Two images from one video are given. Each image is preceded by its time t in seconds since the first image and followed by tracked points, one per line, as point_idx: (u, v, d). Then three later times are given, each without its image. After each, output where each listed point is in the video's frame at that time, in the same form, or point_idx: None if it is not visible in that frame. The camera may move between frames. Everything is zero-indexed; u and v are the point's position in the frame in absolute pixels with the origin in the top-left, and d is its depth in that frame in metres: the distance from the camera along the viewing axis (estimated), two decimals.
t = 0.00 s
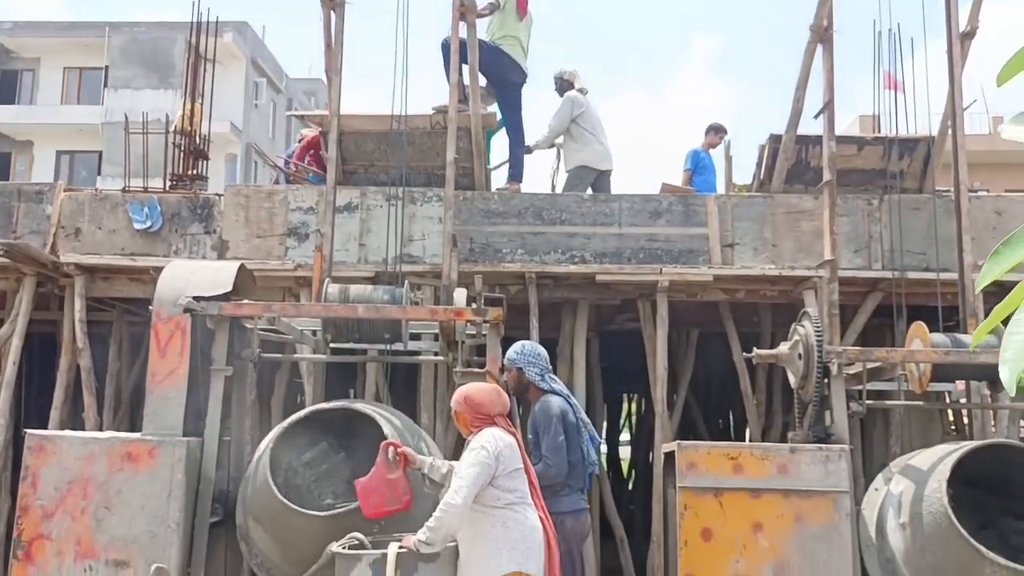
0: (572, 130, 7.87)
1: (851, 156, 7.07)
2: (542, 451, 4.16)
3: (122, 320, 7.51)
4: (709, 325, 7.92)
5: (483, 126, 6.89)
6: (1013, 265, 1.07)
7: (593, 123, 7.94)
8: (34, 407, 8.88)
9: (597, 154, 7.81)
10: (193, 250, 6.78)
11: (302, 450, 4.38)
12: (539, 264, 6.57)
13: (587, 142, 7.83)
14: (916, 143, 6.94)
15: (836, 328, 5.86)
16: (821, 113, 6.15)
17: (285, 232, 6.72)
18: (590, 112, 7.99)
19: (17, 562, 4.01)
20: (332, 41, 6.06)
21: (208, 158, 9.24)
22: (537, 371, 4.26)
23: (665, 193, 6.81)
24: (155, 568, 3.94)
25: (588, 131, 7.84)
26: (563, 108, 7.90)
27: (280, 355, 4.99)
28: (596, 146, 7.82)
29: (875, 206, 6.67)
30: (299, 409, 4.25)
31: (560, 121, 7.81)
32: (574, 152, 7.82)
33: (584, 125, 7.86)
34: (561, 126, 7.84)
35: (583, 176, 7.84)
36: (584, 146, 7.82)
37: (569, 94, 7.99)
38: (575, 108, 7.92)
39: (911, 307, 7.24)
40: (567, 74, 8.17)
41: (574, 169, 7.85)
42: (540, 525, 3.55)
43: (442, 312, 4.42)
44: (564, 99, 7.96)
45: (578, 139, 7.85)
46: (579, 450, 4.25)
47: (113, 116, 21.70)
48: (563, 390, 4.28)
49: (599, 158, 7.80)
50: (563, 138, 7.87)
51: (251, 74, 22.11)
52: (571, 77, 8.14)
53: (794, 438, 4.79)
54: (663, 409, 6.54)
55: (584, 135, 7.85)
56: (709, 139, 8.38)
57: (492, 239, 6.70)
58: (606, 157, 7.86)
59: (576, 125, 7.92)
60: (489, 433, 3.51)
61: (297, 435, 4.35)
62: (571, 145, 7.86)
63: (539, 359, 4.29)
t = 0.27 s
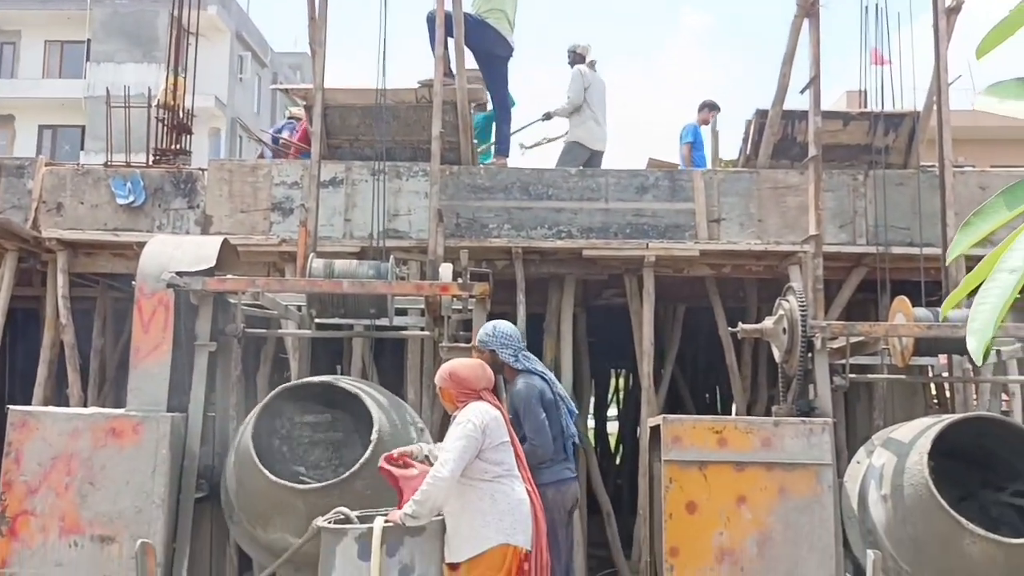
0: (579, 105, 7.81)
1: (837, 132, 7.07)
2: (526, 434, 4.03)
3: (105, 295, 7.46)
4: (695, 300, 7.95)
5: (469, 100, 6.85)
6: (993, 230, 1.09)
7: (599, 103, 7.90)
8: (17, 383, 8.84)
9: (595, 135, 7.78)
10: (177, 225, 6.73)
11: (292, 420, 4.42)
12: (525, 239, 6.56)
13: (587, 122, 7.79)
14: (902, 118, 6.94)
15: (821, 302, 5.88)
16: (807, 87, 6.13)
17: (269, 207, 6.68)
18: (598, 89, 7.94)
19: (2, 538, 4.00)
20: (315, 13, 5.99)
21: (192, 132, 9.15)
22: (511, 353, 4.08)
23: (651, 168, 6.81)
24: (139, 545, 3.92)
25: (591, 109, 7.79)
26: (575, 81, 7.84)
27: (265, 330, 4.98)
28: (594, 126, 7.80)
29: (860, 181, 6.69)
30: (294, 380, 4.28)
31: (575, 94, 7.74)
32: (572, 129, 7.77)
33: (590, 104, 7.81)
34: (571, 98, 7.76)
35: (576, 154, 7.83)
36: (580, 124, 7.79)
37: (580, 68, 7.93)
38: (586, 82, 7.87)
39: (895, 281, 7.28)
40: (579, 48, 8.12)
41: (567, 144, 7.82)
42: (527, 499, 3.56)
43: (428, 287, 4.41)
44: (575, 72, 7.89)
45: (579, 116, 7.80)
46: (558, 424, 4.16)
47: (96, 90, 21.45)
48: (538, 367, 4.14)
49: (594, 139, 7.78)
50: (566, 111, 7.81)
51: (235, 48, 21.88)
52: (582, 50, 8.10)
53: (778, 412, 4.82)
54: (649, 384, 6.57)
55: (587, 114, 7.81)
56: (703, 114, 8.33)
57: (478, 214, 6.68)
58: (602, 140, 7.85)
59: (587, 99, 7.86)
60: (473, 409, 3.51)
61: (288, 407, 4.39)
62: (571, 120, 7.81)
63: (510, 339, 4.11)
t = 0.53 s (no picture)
0: (576, 86, 7.80)
1: (818, 116, 7.10)
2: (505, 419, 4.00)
3: (84, 280, 7.42)
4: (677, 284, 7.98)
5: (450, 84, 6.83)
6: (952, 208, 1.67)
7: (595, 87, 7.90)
8: None
9: (590, 118, 7.77)
10: (156, 210, 6.70)
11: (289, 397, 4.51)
12: (507, 224, 6.57)
13: (583, 104, 7.77)
14: (881, 102, 6.98)
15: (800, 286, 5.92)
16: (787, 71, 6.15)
17: (249, 191, 6.65)
18: (595, 72, 7.94)
19: None
20: None
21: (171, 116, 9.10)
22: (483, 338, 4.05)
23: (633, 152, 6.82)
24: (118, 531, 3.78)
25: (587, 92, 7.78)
26: (572, 62, 7.85)
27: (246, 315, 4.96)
28: (589, 110, 7.78)
29: (840, 165, 6.73)
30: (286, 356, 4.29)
31: (570, 74, 7.74)
32: (569, 111, 7.75)
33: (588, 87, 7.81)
34: (568, 79, 7.76)
35: (570, 138, 7.81)
36: (577, 106, 7.76)
37: (578, 49, 7.93)
38: (582, 64, 7.88)
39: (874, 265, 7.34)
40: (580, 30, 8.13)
41: (563, 127, 7.81)
42: (509, 481, 3.58)
43: (408, 271, 4.40)
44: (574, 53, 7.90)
45: (575, 98, 7.79)
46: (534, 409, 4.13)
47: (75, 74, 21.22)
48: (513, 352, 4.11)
49: (588, 122, 7.76)
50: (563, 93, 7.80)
51: (216, 31, 21.68)
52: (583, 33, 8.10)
53: (757, 395, 4.86)
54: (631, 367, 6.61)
55: (582, 96, 7.80)
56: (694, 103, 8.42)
57: (460, 198, 6.69)
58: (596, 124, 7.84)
59: (582, 81, 7.86)
60: (455, 393, 3.52)
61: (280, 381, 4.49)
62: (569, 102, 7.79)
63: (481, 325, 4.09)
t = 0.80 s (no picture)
0: (551, 70, 7.78)
1: (792, 97, 7.11)
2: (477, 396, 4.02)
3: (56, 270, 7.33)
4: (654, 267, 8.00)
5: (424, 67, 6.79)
6: (908, 186, 1.25)
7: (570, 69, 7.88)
8: None
9: (567, 102, 7.76)
10: (128, 198, 6.63)
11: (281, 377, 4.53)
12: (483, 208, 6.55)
13: (560, 88, 7.75)
14: (855, 83, 7.00)
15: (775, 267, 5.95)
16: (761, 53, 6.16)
17: (222, 178, 6.58)
18: (570, 55, 7.94)
19: None
20: None
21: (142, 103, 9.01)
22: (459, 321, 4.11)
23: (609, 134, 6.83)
24: (94, 520, 3.63)
25: (563, 75, 7.77)
26: (547, 45, 7.82)
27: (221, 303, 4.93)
28: (566, 94, 7.77)
29: (815, 146, 6.77)
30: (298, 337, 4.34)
31: (546, 58, 7.72)
32: (546, 94, 7.72)
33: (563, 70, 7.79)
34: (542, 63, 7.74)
35: (548, 122, 7.79)
36: (553, 90, 7.74)
37: (553, 32, 7.91)
38: (557, 46, 7.86)
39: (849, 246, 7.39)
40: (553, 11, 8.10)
41: (539, 111, 7.78)
42: (487, 464, 3.62)
43: (384, 257, 4.38)
44: (549, 36, 7.88)
45: (550, 81, 7.77)
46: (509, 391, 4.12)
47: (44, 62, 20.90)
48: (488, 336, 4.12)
49: (565, 106, 7.75)
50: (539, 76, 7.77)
51: (188, 17, 21.42)
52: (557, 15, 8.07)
53: (733, 376, 4.89)
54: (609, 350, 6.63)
55: (558, 80, 7.78)
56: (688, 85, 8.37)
57: (435, 182, 6.68)
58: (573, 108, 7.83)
59: (558, 64, 7.84)
60: (431, 379, 3.52)
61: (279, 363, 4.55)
62: (545, 85, 7.76)
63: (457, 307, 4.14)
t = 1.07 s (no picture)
0: (497, 45, 7.77)
1: (750, 72, 7.14)
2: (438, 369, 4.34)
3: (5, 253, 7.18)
4: (615, 243, 8.03)
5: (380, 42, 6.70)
6: (849, 145, 0.90)
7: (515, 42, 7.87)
8: None
9: (516, 76, 7.76)
10: (77, 178, 6.50)
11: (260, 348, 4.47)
12: (442, 184, 6.52)
13: (507, 63, 7.75)
14: (812, 57, 7.05)
15: (734, 242, 6.01)
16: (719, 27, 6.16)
17: (174, 156, 6.46)
18: (513, 29, 7.93)
19: None
20: None
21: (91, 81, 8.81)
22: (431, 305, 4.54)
23: (568, 110, 6.82)
24: (47, 506, 3.55)
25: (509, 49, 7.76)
26: (489, 21, 7.81)
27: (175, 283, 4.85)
28: (515, 68, 7.77)
29: (772, 121, 6.83)
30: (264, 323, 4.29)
31: (490, 34, 7.71)
32: (494, 70, 7.71)
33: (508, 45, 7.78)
34: (487, 39, 7.73)
35: (499, 97, 7.79)
36: (501, 65, 7.73)
37: (493, 7, 7.88)
38: (499, 21, 7.85)
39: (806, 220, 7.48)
40: None
41: (489, 87, 7.77)
42: (448, 448, 3.57)
43: (341, 235, 4.32)
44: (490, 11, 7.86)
45: (497, 56, 7.76)
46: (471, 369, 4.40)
47: None
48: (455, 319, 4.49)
49: (514, 80, 7.75)
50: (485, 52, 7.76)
51: None
52: None
53: (694, 350, 4.91)
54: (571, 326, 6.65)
55: (505, 55, 7.78)
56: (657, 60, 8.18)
57: (393, 159, 6.63)
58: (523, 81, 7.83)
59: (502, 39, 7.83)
60: (394, 359, 3.49)
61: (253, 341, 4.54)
62: (492, 60, 7.76)
63: (432, 296, 4.58)
